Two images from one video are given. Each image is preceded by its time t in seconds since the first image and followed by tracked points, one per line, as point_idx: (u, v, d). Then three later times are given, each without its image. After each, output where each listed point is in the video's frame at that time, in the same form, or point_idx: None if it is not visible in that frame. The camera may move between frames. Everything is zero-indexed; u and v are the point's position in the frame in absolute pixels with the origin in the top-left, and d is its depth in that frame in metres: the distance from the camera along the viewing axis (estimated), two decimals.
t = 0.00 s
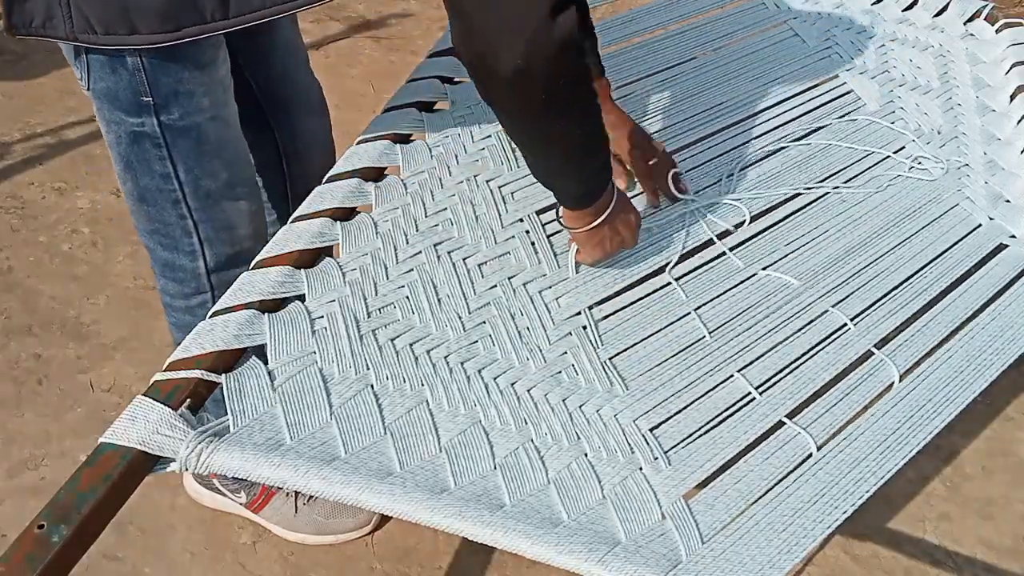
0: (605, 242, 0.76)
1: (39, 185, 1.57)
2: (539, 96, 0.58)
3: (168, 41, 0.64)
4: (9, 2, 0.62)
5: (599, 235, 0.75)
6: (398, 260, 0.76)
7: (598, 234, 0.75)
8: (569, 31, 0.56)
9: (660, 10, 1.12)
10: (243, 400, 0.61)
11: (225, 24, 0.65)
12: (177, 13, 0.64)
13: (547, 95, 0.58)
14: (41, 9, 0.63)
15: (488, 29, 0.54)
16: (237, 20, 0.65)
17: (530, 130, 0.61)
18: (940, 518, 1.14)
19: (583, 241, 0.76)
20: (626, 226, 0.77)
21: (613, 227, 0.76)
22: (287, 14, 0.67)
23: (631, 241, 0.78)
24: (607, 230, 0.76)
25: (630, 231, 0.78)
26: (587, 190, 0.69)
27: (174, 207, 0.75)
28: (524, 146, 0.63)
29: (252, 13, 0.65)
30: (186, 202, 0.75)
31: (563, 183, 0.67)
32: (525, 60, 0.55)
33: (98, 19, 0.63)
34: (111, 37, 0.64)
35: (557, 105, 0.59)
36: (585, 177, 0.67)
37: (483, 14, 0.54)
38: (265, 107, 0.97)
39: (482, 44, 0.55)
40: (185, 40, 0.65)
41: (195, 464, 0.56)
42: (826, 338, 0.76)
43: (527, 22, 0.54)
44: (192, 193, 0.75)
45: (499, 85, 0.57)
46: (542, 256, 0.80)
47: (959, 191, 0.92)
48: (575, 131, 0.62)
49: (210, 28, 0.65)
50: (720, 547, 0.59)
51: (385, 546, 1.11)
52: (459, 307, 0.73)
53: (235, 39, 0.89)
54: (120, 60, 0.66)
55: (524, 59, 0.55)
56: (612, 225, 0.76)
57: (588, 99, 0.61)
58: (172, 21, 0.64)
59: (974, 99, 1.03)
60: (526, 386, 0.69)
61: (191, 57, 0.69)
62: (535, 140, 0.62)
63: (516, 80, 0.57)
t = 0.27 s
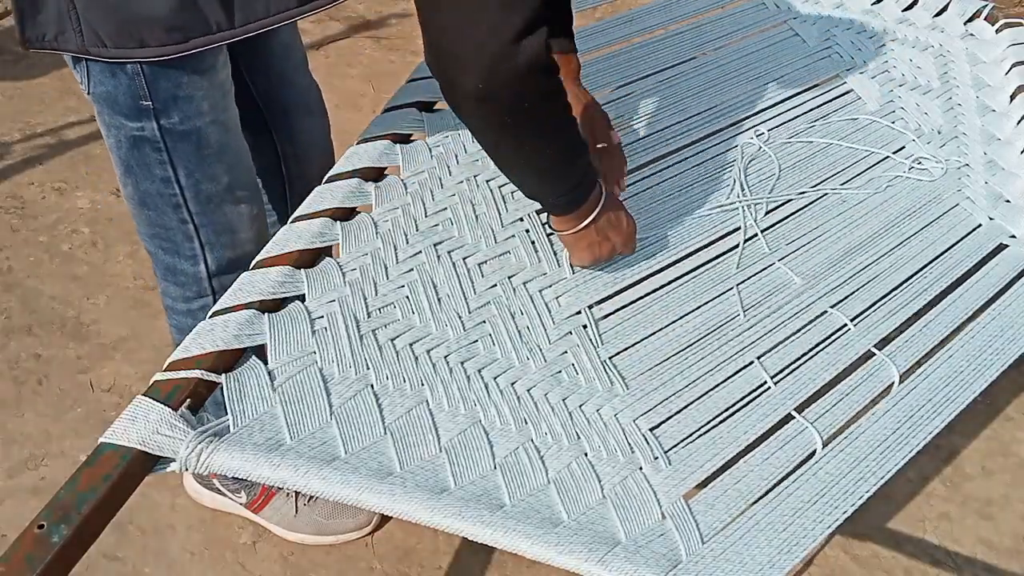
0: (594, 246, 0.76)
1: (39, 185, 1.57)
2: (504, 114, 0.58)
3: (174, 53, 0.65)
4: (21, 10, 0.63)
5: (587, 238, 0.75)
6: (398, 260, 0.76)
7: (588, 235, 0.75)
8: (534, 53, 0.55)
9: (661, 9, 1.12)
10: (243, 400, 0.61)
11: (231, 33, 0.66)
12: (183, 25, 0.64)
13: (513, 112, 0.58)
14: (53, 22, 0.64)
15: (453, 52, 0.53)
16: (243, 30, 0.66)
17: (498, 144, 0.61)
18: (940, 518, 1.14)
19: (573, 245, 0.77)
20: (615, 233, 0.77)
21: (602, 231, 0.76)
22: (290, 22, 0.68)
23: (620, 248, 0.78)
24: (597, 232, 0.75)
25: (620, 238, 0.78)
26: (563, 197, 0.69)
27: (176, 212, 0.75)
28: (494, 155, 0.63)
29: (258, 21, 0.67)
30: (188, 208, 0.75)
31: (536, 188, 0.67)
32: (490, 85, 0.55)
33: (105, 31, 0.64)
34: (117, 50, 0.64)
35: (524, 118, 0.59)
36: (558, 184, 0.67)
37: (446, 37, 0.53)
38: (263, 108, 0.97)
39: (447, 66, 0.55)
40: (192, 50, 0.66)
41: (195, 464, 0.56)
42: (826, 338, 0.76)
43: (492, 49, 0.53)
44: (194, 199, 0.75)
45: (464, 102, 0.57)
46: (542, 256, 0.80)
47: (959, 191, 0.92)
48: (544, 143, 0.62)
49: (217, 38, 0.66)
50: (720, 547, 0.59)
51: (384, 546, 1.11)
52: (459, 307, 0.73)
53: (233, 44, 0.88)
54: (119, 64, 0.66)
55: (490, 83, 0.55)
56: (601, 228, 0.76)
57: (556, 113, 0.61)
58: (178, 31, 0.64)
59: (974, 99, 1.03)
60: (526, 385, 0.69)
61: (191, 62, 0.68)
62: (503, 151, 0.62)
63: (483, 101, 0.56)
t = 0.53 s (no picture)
0: (591, 246, 0.75)
1: (39, 185, 1.57)
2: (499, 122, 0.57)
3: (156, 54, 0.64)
4: None
5: (584, 240, 0.73)
6: (398, 261, 0.76)
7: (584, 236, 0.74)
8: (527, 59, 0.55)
9: (661, 9, 1.12)
10: (243, 400, 0.61)
11: (214, 36, 0.65)
12: (165, 26, 0.63)
13: (507, 121, 0.57)
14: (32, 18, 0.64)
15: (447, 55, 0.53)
16: (227, 32, 0.65)
17: (492, 153, 0.60)
18: (940, 518, 1.14)
19: (569, 245, 0.75)
20: (613, 233, 0.75)
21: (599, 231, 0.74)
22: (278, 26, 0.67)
23: (617, 245, 0.76)
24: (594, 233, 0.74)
25: (617, 236, 0.76)
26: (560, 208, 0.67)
27: (166, 215, 0.75)
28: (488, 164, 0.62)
29: (243, 25, 0.65)
30: (179, 210, 0.75)
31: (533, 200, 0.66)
32: (485, 93, 0.54)
33: (87, 31, 0.63)
34: (100, 49, 0.64)
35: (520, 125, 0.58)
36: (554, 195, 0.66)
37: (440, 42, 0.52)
38: (258, 112, 0.96)
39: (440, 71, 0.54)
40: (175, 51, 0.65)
41: (195, 464, 0.56)
42: (826, 338, 0.76)
43: (487, 53, 0.53)
44: (184, 201, 0.75)
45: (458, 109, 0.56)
46: (542, 257, 0.80)
47: (959, 191, 0.92)
48: (539, 151, 0.61)
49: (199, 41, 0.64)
50: (720, 547, 0.59)
51: (385, 546, 1.11)
52: (459, 308, 0.73)
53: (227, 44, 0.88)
54: (108, 68, 0.66)
55: (485, 91, 0.54)
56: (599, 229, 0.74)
57: (551, 121, 0.60)
58: (160, 32, 0.63)
59: (974, 99, 1.03)
60: (526, 386, 0.69)
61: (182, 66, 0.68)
62: (499, 159, 0.60)
63: (477, 110, 0.56)
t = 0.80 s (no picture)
0: (594, 238, 0.75)
1: (39, 185, 1.57)
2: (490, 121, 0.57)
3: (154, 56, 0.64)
4: None
5: (587, 232, 0.74)
6: (398, 261, 0.76)
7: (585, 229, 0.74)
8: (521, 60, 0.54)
9: (661, 9, 1.12)
10: (243, 400, 0.61)
11: (214, 35, 0.64)
12: (163, 28, 0.63)
13: (498, 121, 0.57)
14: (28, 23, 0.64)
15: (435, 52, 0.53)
16: (226, 31, 0.64)
17: (483, 150, 0.60)
18: (940, 518, 1.14)
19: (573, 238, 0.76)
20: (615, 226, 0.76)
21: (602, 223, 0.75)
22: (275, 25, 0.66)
23: (621, 237, 0.77)
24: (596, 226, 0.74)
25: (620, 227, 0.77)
26: (557, 201, 0.67)
27: (172, 219, 0.75)
28: (482, 159, 0.62)
29: (241, 24, 0.64)
30: (183, 214, 0.75)
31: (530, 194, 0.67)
32: (474, 93, 0.54)
33: (85, 34, 0.63)
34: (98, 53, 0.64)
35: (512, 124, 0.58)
36: (549, 188, 0.66)
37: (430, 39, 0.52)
38: (255, 113, 0.96)
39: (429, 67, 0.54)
40: (173, 53, 0.64)
41: (195, 464, 0.56)
42: (826, 339, 0.76)
43: (477, 54, 0.52)
44: (188, 205, 0.75)
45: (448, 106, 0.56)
46: (542, 256, 0.80)
47: (959, 191, 0.92)
48: (532, 149, 0.61)
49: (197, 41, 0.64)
50: (720, 547, 0.59)
51: (385, 546, 1.11)
52: (459, 308, 0.73)
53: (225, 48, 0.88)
54: (109, 75, 0.66)
55: (474, 91, 0.54)
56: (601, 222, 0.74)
57: (546, 120, 0.60)
58: (158, 34, 0.63)
59: (974, 99, 1.03)
60: (526, 386, 0.69)
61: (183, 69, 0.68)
62: (491, 156, 0.61)
63: (467, 109, 0.56)
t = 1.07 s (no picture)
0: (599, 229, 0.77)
1: (39, 185, 1.57)
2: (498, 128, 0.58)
3: (154, 70, 0.64)
4: None
5: (592, 225, 0.75)
6: (398, 260, 0.76)
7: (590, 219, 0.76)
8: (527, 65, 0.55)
9: (661, 9, 1.12)
10: (243, 400, 0.61)
11: (214, 48, 0.64)
12: (163, 42, 0.63)
13: (508, 128, 0.58)
14: (29, 41, 0.64)
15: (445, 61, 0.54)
16: (226, 43, 0.64)
17: (494, 154, 0.61)
18: (940, 518, 1.14)
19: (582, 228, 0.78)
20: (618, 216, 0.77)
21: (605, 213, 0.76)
22: (275, 35, 0.65)
23: (626, 224, 0.78)
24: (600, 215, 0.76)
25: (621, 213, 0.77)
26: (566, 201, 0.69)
27: (185, 229, 0.76)
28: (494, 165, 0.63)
29: (241, 35, 0.64)
30: (197, 223, 0.76)
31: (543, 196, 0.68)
32: (483, 100, 0.55)
33: (85, 51, 0.63)
34: (100, 68, 0.64)
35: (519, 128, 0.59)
36: (558, 189, 0.67)
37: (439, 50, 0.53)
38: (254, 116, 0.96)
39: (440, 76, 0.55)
40: (175, 65, 0.64)
41: (195, 464, 0.56)
42: (826, 338, 0.76)
43: (484, 61, 0.53)
44: (202, 215, 0.75)
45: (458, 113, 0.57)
46: (542, 251, 0.80)
47: (958, 191, 0.92)
48: (540, 152, 0.61)
49: (197, 53, 0.64)
50: (720, 547, 0.59)
51: (384, 546, 1.11)
52: (459, 305, 0.73)
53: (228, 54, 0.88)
54: (116, 87, 0.67)
55: (483, 100, 0.55)
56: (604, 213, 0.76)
57: (553, 123, 0.60)
58: (158, 48, 0.63)
59: (974, 99, 1.03)
60: (526, 383, 0.69)
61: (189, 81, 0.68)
62: (500, 160, 0.62)
63: (477, 118, 0.57)
